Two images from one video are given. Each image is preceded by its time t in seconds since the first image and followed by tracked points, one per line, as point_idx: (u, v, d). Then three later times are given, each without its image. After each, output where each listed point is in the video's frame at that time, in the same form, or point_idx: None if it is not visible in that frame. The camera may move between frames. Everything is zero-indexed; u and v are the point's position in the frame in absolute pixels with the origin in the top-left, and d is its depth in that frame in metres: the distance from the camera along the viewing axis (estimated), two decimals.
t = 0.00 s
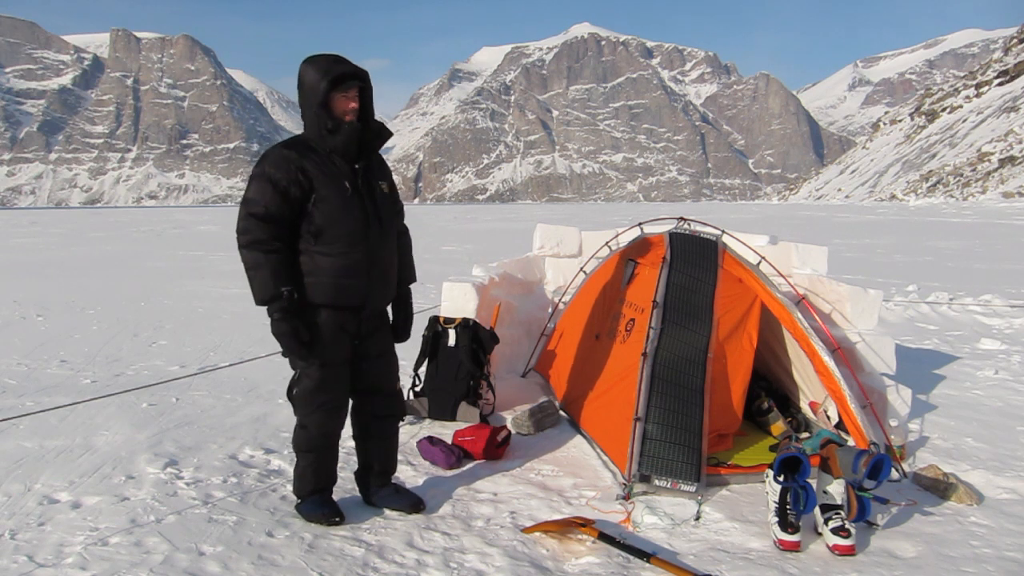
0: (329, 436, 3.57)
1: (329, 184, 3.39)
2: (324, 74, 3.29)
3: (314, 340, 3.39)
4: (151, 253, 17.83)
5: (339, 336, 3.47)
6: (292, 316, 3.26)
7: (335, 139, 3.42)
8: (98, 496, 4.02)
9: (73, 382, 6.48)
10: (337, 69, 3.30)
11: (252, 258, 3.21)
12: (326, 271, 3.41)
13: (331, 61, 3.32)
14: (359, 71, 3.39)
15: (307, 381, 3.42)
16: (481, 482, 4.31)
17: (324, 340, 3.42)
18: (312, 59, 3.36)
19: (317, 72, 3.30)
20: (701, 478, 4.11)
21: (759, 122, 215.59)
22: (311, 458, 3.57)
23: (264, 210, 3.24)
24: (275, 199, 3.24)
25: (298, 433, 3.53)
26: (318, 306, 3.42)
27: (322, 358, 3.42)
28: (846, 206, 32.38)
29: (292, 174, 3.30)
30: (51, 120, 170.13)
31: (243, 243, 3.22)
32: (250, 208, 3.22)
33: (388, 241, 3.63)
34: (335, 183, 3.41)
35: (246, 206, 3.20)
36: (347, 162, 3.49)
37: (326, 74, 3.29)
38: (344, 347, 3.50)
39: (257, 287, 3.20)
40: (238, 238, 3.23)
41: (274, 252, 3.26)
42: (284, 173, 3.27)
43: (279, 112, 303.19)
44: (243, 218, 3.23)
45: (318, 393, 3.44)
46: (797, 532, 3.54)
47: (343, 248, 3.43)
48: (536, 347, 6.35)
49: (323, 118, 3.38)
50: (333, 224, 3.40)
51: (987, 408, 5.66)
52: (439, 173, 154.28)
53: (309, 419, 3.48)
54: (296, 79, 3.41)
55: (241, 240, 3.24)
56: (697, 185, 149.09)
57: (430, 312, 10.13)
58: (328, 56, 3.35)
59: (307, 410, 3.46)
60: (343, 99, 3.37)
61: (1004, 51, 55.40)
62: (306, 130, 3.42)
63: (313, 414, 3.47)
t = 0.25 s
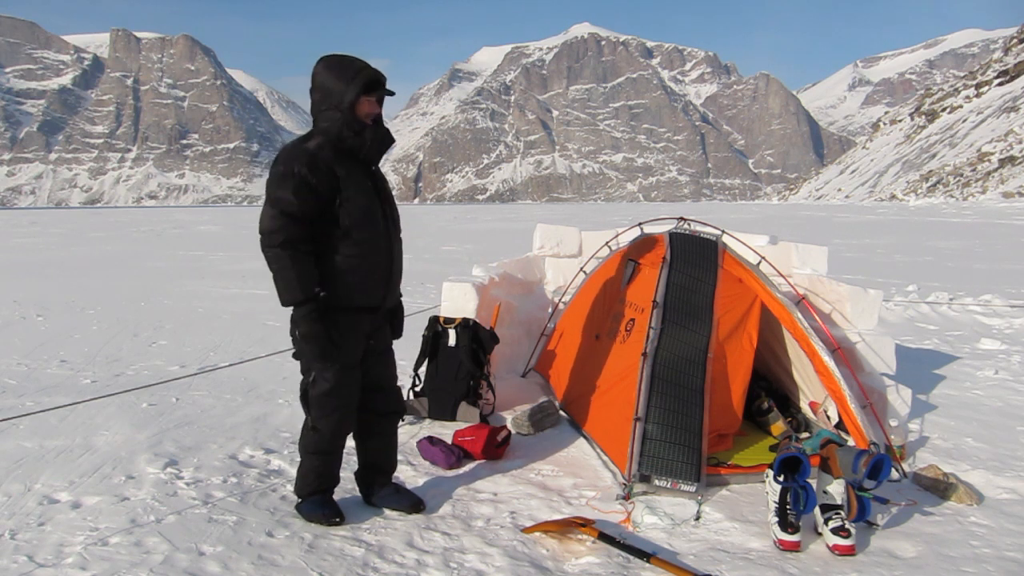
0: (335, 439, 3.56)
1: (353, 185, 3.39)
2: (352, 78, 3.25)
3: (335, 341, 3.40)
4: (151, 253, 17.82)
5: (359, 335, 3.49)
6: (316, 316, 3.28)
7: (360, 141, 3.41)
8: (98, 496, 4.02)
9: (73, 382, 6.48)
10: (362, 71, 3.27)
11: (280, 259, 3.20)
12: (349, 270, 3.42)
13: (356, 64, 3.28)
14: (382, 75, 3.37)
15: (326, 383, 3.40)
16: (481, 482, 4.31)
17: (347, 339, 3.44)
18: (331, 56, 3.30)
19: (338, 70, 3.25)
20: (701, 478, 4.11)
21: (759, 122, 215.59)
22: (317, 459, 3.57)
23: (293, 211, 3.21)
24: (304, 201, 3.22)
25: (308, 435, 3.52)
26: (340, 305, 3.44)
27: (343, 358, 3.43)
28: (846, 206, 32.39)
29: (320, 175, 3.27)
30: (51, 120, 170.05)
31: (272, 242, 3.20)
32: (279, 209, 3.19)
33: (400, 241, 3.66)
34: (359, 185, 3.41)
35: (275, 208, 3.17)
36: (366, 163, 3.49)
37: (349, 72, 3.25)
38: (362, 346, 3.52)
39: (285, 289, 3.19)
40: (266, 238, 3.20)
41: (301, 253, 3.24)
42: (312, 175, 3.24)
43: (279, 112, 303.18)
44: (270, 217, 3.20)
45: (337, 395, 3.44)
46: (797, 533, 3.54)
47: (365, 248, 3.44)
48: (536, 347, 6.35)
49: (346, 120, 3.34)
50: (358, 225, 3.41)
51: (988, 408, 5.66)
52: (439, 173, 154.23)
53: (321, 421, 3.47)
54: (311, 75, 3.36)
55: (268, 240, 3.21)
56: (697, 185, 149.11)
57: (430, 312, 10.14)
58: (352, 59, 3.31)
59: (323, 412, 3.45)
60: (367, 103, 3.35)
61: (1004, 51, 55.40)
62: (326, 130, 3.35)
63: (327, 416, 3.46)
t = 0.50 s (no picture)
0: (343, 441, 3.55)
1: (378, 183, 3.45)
2: (370, 80, 3.33)
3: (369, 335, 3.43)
4: (151, 253, 17.82)
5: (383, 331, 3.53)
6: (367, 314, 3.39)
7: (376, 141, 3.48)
8: (98, 496, 4.02)
9: (73, 383, 6.48)
10: (376, 74, 3.35)
11: (325, 259, 3.22)
12: (386, 267, 3.46)
13: (368, 67, 3.35)
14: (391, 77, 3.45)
15: (346, 384, 3.40)
16: (481, 482, 4.30)
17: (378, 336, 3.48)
18: (342, 59, 3.34)
19: (357, 75, 3.31)
20: (701, 478, 4.11)
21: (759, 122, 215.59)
22: (324, 462, 3.56)
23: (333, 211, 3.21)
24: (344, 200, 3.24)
25: (318, 437, 3.52)
26: (378, 304, 3.45)
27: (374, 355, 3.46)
28: (846, 206, 32.38)
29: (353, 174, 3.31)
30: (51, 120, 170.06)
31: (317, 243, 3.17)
32: (321, 210, 3.18)
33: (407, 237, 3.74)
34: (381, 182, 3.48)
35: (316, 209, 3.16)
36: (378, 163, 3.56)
37: (367, 77, 3.32)
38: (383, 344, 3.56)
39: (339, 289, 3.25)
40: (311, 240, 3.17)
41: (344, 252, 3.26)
42: (346, 174, 3.27)
43: (279, 112, 303.18)
44: (312, 218, 3.18)
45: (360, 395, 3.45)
46: (797, 533, 3.54)
47: (393, 242, 3.48)
48: (536, 347, 6.35)
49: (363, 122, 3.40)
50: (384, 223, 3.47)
51: (987, 408, 5.66)
52: (439, 173, 154.17)
53: (336, 423, 3.46)
54: (319, 77, 3.37)
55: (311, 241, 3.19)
56: (697, 185, 149.20)
57: (430, 312, 10.13)
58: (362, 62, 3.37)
59: (338, 415, 3.45)
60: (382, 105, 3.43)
61: (1004, 51, 55.41)
62: (342, 131, 3.39)
63: (342, 419, 3.46)
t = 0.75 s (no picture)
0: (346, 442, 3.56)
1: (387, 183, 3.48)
2: (376, 81, 3.34)
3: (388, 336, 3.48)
4: (151, 253, 17.81)
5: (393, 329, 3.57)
6: (398, 309, 3.34)
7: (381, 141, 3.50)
8: (98, 496, 4.02)
9: (73, 383, 6.48)
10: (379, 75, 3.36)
11: (353, 261, 3.20)
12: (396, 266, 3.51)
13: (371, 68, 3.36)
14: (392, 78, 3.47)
15: (357, 386, 3.44)
16: (481, 482, 4.31)
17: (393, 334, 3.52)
18: (345, 60, 3.33)
19: (364, 76, 3.32)
20: (701, 478, 4.11)
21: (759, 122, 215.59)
22: (327, 463, 3.56)
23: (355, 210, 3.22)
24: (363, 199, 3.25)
25: (322, 438, 3.52)
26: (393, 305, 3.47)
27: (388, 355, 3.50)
28: (846, 206, 32.37)
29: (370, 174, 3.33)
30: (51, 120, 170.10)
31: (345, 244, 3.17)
32: (345, 211, 3.17)
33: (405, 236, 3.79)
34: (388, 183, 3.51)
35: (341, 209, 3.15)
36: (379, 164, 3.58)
37: (370, 78, 3.33)
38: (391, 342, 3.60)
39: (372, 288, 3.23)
40: (339, 240, 3.16)
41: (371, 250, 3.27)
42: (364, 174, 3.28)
43: (279, 112, 303.25)
44: (336, 219, 3.16)
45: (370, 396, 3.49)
46: (797, 533, 3.54)
47: (398, 243, 3.55)
48: (536, 347, 6.35)
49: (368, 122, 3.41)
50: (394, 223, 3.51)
51: (987, 408, 5.66)
52: (439, 174, 154.13)
53: (344, 425, 3.48)
54: (320, 78, 3.35)
55: (337, 242, 3.18)
56: (698, 184, 149.23)
57: (430, 312, 10.13)
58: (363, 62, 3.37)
59: (346, 417, 3.47)
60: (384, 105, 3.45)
61: (1004, 51, 55.41)
62: (348, 131, 3.38)
63: (352, 420, 3.49)
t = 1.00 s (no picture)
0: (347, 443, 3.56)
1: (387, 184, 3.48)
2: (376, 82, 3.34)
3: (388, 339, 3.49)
4: (151, 253, 17.79)
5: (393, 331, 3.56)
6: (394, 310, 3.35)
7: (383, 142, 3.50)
8: (98, 496, 4.02)
9: (73, 383, 6.48)
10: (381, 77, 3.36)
11: (355, 261, 3.20)
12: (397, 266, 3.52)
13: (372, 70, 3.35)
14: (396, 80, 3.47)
15: (358, 386, 3.44)
16: (481, 482, 4.30)
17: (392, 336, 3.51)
18: (346, 60, 3.33)
19: (365, 77, 3.32)
20: (701, 478, 4.11)
21: (759, 122, 215.58)
22: (327, 463, 3.56)
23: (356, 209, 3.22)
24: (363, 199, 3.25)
25: (322, 438, 3.52)
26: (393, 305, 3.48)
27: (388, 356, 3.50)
28: (845, 206, 32.37)
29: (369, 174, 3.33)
30: (51, 120, 169.98)
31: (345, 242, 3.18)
32: (345, 209, 3.17)
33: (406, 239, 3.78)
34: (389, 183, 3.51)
35: (341, 209, 3.16)
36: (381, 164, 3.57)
37: (371, 80, 3.33)
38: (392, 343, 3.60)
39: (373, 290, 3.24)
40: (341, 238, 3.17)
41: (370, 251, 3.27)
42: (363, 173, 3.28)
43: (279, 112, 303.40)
44: (338, 218, 3.16)
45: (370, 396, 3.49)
46: (797, 532, 3.54)
47: (399, 244, 3.55)
48: (536, 347, 6.35)
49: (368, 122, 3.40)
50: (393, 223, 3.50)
51: (987, 408, 5.66)
52: (439, 174, 154.09)
53: (344, 425, 3.48)
54: (320, 77, 3.35)
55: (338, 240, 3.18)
56: (698, 184, 149.27)
57: (430, 312, 10.13)
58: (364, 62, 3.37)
59: (347, 417, 3.46)
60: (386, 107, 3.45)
61: (1004, 51, 55.41)
62: (350, 131, 3.38)
63: (352, 421, 3.48)
